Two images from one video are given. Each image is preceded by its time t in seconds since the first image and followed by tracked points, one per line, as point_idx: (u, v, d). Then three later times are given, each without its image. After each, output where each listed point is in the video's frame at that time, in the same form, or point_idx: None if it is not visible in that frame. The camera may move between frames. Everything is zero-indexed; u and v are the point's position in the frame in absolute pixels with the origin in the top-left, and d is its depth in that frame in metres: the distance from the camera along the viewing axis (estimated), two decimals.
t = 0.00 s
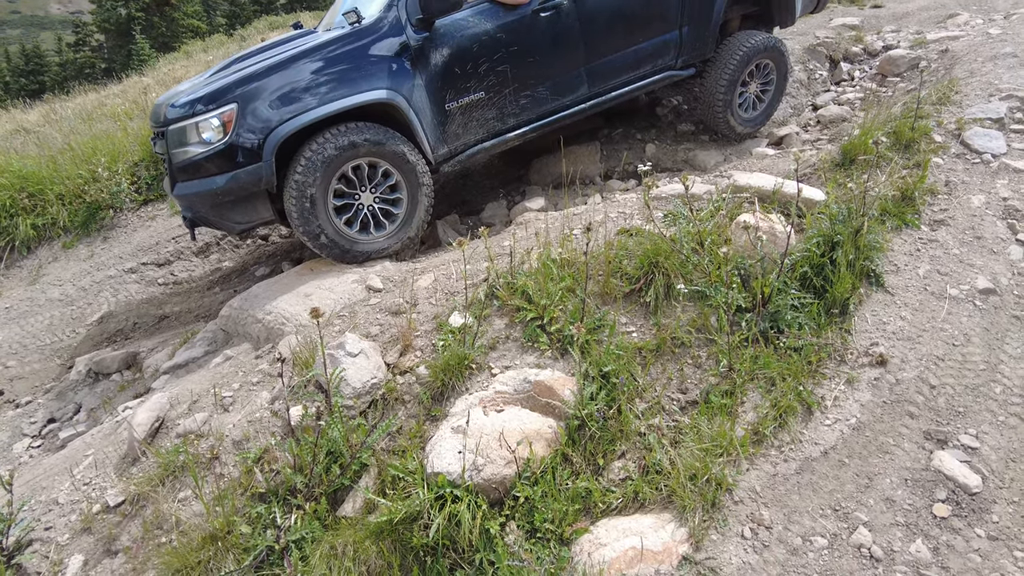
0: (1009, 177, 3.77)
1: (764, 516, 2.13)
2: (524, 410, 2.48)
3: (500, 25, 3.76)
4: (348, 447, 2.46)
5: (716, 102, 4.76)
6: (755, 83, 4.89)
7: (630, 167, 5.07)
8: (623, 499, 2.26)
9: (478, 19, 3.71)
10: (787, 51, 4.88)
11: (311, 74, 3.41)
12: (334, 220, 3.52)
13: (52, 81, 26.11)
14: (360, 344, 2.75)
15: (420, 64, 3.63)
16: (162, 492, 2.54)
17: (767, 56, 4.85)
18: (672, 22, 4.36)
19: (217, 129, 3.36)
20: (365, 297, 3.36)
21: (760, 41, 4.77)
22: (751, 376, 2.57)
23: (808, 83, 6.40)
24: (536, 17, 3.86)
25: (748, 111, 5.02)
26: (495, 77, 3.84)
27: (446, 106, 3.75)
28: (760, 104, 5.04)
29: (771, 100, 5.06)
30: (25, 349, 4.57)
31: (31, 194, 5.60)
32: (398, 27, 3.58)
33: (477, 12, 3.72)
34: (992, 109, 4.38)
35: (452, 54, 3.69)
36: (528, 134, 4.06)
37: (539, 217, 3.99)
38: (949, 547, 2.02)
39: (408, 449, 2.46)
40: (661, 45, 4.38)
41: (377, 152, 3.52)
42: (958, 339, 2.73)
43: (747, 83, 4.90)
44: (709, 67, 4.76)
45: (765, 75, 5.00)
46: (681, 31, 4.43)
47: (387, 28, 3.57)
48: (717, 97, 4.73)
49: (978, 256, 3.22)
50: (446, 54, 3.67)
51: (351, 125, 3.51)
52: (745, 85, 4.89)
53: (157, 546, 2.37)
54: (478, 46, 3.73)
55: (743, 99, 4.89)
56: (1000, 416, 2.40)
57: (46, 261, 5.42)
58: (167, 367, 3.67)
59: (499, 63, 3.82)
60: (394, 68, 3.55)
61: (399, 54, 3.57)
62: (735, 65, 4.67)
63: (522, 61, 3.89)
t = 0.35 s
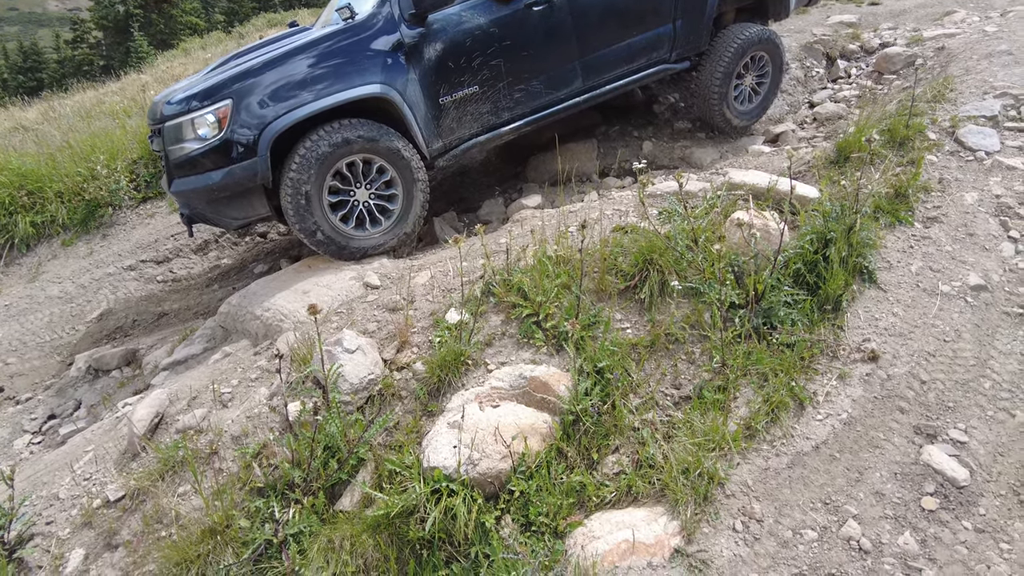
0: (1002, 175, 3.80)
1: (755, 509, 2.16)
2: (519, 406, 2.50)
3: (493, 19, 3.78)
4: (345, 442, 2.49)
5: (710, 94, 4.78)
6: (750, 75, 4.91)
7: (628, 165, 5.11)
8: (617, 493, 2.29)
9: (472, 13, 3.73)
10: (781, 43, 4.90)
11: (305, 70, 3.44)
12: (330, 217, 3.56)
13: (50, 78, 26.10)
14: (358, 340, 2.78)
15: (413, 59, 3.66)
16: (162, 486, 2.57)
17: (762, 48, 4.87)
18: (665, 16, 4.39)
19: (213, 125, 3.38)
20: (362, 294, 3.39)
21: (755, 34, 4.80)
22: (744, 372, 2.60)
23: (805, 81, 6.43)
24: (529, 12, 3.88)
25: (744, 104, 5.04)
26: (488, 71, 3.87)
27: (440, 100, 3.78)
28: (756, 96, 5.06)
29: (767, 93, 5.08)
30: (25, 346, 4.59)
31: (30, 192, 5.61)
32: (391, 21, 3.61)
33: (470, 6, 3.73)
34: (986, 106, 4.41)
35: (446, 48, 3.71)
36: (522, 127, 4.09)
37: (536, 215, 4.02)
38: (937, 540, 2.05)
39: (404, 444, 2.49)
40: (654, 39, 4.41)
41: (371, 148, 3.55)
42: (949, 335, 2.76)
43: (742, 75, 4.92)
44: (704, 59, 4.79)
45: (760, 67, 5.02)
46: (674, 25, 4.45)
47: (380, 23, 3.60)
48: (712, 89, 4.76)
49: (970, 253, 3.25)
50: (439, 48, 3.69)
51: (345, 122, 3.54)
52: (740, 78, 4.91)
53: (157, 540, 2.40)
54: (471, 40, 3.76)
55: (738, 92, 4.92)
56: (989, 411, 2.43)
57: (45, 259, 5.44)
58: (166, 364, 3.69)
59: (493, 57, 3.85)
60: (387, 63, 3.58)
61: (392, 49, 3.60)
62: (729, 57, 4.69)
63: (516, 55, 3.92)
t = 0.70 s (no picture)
0: (986, 176, 3.85)
1: (735, 505, 2.21)
2: (506, 404, 2.54)
3: (483, 21, 3.79)
4: (334, 440, 2.53)
5: (701, 96, 4.79)
6: (740, 75, 4.92)
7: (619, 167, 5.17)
8: (600, 489, 2.34)
9: (462, 15, 3.75)
10: (770, 43, 4.92)
11: (295, 72, 3.47)
12: (321, 218, 3.58)
13: (47, 79, 26.11)
14: (347, 340, 2.82)
15: (403, 61, 3.68)
16: (153, 485, 2.61)
17: (750, 49, 4.89)
18: (654, 17, 4.40)
19: (205, 127, 3.41)
20: (353, 294, 3.44)
21: (743, 34, 4.82)
22: (727, 370, 2.64)
23: (796, 82, 6.48)
24: (518, 13, 3.90)
25: (734, 104, 5.06)
26: (478, 73, 3.89)
27: (430, 101, 3.80)
28: (745, 97, 5.08)
29: (756, 94, 5.10)
30: (20, 347, 4.62)
31: (25, 193, 5.64)
32: (381, 23, 3.63)
33: (459, 8, 3.75)
34: (971, 108, 4.45)
35: (436, 50, 3.73)
36: (512, 129, 4.09)
37: (527, 215, 4.06)
38: (911, 534, 2.10)
39: (392, 442, 2.53)
40: (643, 40, 4.42)
41: (362, 150, 3.58)
42: (929, 335, 2.79)
43: (732, 76, 4.94)
44: (693, 60, 4.80)
45: (749, 68, 5.05)
46: (663, 26, 4.47)
47: (371, 25, 3.62)
48: (702, 90, 4.77)
49: (952, 253, 3.29)
50: (429, 50, 3.71)
51: (336, 123, 3.57)
52: (730, 78, 4.92)
53: (149, 537, 2.44)
54: (461, 42, 3.77)
55: (728, 93, 4.94)
56: (966, 408, 2.47)
57: (40, 260, 5.46)
58: (160, 363, 3.73)
59: (483, 59, 3.86)
60: (377, 64, 3.60)
61: (383, 51, 3.62)
62: (719, 57, 4.70)
63: (506, 56, 3.93)
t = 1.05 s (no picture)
0: (952, 182, 3.88)
1: (692, 514, 2.22)
2: (469, 414, 2.54)
3: (456, 34, 3.72)
4: (296, 452, 2.54)
5: (675, 107, 4.74)
6: (715, 87, 4.87)
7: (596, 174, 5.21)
8: (560, 499, 2.34)
9: (435, 28, 3.68)
10: (746, 55, 4.86)
11: (268, 83, 3.45)
12: (292, 228, 3.56)
13: (33, 86, 25.99)
14: (310, 351, 2.83)
15: (376, 74, 3.62)
16: (115, 499, 2.59)
17: (727, 61, 4.82)
18: (631, 28, 4.27)
19: (176, 140, 3.40)
20: (323, 304, 3.44)
21: (719, 46, 4.76)
22: (690, 379, 2.65)
23: (774, 89, 6.51)
24: (492, 26, 3.80)
25: (709, 116, 5.01)
26: (452, 85, 3.81)
27: (403, 114, 3.73)
28: (721, 108, 5.03)
29: (731, 105, 5.05)
30: None
31: None
32: (356, 34, 3.58)
33: (433, 21, 3.69)
34: (940, 115, 4.49)
35: (409, 63, 3.66)
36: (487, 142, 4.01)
37: (500, 224, 4.06)
38: (864, 541, 2.12)
39: (354, 454, 2.53)
40: (619, 53, 4.30)
41: (334, 160, 3.56)
42: (892, 341, 2.79)
43: (708, 87, 4.88)
44: (670, 71, 4.74)
45: (726, 80, 4.98)
46: (638, 38, 4.34)
47: (346, 37, 3.57)
48: (677, 101, 4.71)
49: (918, 259, 3.30)
50: (402, 63, 3.65)
51: (308, 135, 3.55)
52: (706, 89, 4.87)
53: (109, 552, 2.42)
54: (434, 55, 3.70)
55: (703, 104, 4.88)
56: (924, 414, 2.49)
57: (15, 271, 5.42)
58: (130, 375, 3.71)
59: (456, 72, 3.79)
60: (351, 76, 3.55)
61: (356, 63, 3.57)
62: (694, 69, 4.65)
63: (479, 69, 3.85)
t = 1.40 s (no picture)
0: (910, 202, 3.89)
1: (640, 543, 2.19)
2: (421, 443, 2.49)
3: (417, 56, 3.68)
4: (243, 484, 2.47)
5: (640, 127, 4.74)
6: (680, 106, 4.88)
7: (563, 195, 5.23)
8: (510, 529, 2.30)
9: (394, 50, 3.64)
10: (709, 75, 4.88)
11: (226, 106, 3.35)
12: (250, 252, 3.51)
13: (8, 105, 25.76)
14: (259, 380, 2.78)
15: (335, 96, 3.56)
16: (55, 536, 2.51)
17: (690, 80, 4.84)
18: (593, 50, 4.27)
19: (130, 165, 3.28)
20: (280, 329, 3.39)
21: (682, 66, 4.77)
22: (644, 403, 2.63)
23: (742, 107, 6.57)
24: (452, 48, 3.78)
25: (675, 134, 5.02)
26: (413, 107, 3.77)
27: (364, 136, 3.68)
28: (686, 127, 5.05)
29: (697, 123, 5.06)
30: None
31: None
32: (314, 57, 3.50)
33: (393, 43, 3.65)
34: (898, 134, 4.54)
35: (369, 85, 3.61)
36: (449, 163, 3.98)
37: (463, 245, 4.04)
38: (813, 568, 2.10)
39: (303, 485, 2.49)
40: (582, 74, 4.31)
41: (292, 184, 3.51)
42: (847, 362, 2.78)
43: (672, 106, 4.89)
44: (633, 91, 4.74)
45: (690, 99, 5.00)
46: (601, 59, 4.34)
47: (305, 59, 3.49)
48: (642, 121, 4.71)
49: (874, 278, 3.29)
50: (362, 85, 3.59)
51: (265, 158, 3.49)
52: (670, 108, 4.87)
53: None
54: (395, 77, 3.66)
55: (668, 123, 4.88)
56: (877, 436, 2.49)
57: None
58: (84, 404, 3.61)
59: (417, 93, 3.75)
60: (311, 99, 3.47)
61: (314, 86, 3.49)
62: (657, 89, 4.66)
63: (441, 91, 3.82)
